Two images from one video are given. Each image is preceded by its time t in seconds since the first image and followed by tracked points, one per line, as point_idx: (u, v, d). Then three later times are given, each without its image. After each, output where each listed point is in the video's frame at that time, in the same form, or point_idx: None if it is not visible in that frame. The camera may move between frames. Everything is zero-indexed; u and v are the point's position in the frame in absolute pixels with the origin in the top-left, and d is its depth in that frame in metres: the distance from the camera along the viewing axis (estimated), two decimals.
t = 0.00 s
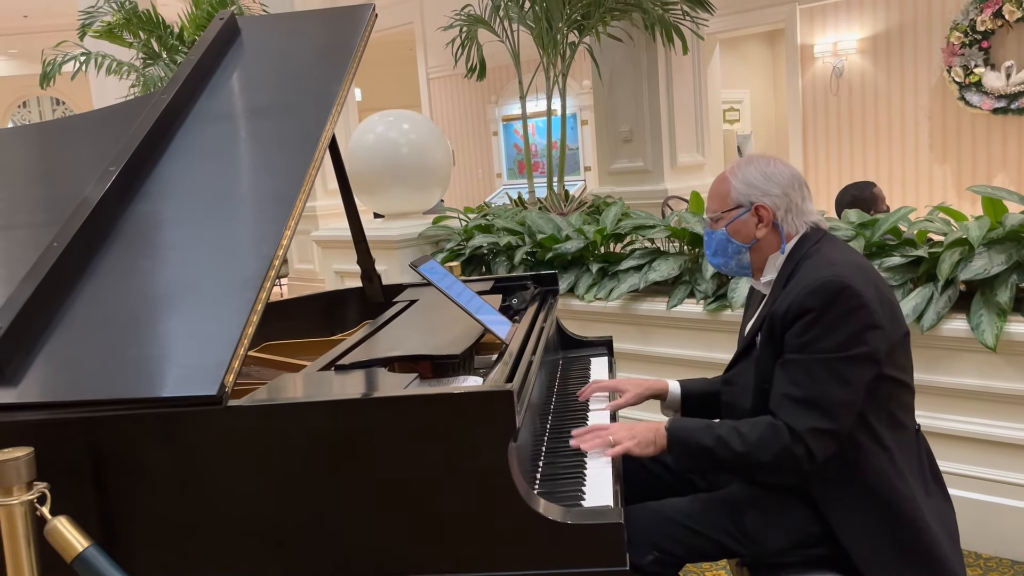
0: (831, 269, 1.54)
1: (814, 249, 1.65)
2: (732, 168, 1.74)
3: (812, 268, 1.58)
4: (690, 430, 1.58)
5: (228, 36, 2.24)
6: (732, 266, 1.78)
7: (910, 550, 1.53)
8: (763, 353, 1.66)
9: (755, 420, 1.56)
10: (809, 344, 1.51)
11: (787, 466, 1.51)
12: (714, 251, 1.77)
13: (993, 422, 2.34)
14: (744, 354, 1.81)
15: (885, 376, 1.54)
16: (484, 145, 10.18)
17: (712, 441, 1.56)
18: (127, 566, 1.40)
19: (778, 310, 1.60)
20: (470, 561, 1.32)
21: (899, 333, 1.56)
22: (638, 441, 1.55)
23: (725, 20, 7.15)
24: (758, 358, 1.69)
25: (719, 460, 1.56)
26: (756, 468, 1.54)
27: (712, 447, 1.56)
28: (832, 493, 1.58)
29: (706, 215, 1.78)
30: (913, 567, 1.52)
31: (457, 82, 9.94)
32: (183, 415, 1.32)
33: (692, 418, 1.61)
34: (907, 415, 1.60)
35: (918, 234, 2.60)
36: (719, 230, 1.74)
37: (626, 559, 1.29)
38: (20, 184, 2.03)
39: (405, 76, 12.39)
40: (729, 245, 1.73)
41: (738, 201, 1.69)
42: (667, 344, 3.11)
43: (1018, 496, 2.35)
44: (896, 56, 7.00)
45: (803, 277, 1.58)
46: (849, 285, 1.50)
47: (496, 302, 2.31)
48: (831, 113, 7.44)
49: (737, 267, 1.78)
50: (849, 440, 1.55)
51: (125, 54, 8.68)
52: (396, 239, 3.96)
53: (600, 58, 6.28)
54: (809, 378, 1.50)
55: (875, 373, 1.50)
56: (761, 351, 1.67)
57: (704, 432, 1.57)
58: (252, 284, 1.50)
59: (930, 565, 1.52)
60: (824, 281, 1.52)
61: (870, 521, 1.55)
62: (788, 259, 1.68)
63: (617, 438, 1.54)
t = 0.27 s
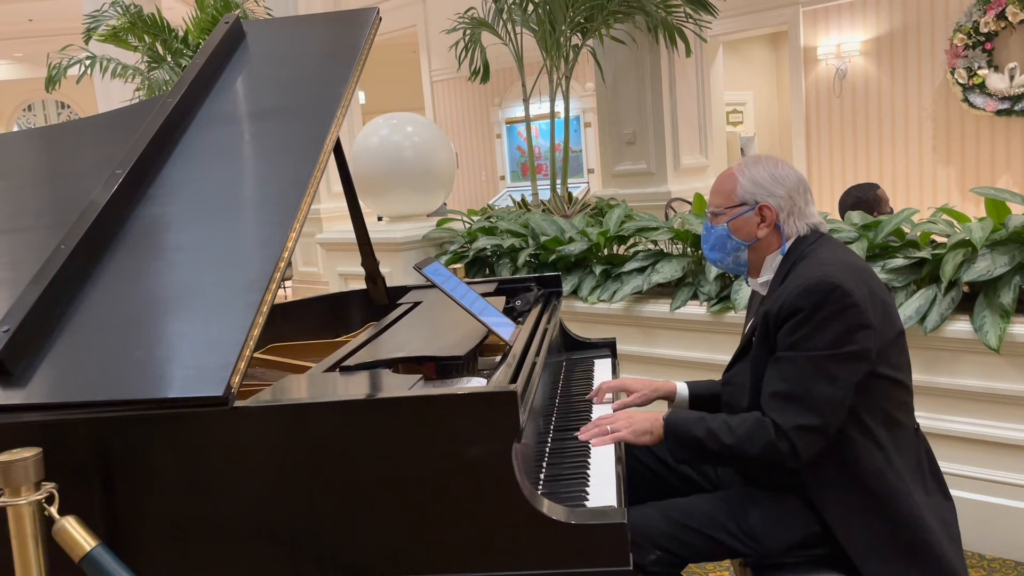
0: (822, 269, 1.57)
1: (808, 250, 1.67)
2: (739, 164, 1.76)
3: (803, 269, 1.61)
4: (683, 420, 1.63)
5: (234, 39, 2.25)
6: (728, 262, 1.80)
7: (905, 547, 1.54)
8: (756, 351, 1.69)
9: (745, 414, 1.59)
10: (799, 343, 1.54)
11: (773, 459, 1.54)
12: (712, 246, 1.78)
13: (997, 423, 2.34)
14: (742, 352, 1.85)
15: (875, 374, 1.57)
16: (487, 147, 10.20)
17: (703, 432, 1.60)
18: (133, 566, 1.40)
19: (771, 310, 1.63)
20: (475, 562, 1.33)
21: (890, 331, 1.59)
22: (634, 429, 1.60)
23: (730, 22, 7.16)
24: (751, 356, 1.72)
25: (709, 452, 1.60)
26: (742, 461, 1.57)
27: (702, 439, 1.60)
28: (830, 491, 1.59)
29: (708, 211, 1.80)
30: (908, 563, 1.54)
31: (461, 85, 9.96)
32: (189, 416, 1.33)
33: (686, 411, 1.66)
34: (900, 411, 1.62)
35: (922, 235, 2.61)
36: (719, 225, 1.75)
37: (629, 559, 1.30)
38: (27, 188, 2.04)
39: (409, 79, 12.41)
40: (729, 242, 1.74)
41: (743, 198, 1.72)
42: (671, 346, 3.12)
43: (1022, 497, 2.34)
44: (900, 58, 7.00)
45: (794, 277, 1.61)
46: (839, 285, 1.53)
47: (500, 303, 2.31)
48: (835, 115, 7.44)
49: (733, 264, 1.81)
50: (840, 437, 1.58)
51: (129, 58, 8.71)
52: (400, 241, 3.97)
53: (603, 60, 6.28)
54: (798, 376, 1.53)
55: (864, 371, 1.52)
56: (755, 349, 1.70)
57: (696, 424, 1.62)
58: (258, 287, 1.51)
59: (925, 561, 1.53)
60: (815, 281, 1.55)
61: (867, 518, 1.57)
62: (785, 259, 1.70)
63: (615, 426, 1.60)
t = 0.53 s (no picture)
0: (815, 267, 1.58)
1: (803, 249, 1.68)
2: (738, 164, 1.77)
3: (797, 267, 1.62)
4: (683, 413, 1.66)
5: (236, 41, 2.26)
6: (724, 261, 1.81)
7: (902, 544, 1.55)
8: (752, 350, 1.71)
9: (742, 409, 1.61)
10: (792, 341, 1.56)
11: (767, 455, 1.56)
12: (708, 243, 1.79)
13: (998, 424, 2.34)
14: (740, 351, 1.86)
15: (869, 370, 1.58)
16: (489, 149, 10.21)
17: (701, 425, 1.63)
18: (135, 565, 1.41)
19: (765, 308, 1.65)
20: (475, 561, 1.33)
21: (883, 328, 1.60)
22: (636, 419, 1.63)
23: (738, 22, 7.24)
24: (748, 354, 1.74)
25: (707, 444, 1.63)
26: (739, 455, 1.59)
27: (701, 431, 1.63)
28: (827, 489, 1.60)
29: (705, 209, 1.81)
30: (905, 561, 1.54)
31: (463, 86, 9.97)
32: (191, 416, 1.34)
33: (687, 403, 1.69)
34: (897, 409, 1.63)
35: (923, 237, 2.61)
36: (716, 224, 1.76)
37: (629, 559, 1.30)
38: (30, 189, 2.05)
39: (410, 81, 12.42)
40: (726, 241, 1.75)
41: (741, 198, 1.72)
42: (672, 347, 3.12)
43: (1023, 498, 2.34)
44: (902, 59, 7.00)
45: (788, 276, 1.63)
46: (831, 283, 1.54)
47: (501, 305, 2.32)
48: (836, 117, 7.44)
49: (728, 263, 1.81)
50: (835, 433, 1.59)
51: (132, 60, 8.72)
52: (401, 243, 3.98)
53: (605, 62, 6.29)
54: (791, 373, 1.54)
55: (857, 368, 1.53)
56: (751, 348, 1.72)
57: (694, 415, 1.65)
58: (259, 287, 1.51)
59: (922, 558, 1.54)
60: (807, 279, 1.56)
61: (864, 516, 1.57)
62: (780, 258, 1.71)
63: (616, 417, 1.62)
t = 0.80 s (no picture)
0: (813, 266, 1.58)
1: (801, 248, 1.68)
2: (738, 164, 1.77)
3: (795, 267, 1.63)
4: (679, 416, 1.64)
5: (238, 41, 2.26)
6: (723, 261, 1.81)
7: (900, 543, 1.55)
8: (750, 349, 1.72)
9: (737, 409, 1.61)
10: (789, 339, 1.56)
11: (764, 454, 1.56)
12: (707, 243, 1.79)
13: (999, 425, 2.34)
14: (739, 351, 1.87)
15: (866, 369, 1.58)
16: (490, 150, 10.22)
17: (696, 427, 1.62)
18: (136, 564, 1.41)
19: (763, 307, 1.65)
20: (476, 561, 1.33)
21: (881, 327, 1.60)
22: (633, 423, 1.63)
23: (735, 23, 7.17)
24: (746, 353, 1.74)
25: (703, 446, 1.62)
26: (734, 455, 1.60)
27: (696, 433, 1.62)
28: (825, 488, 1.60)
29: (705, 208, 1.81)
30: (904, 559, 1.54)
31: (465, 87, 9.98)
32: (191, 415, 1.34)
33: (681, 406, 1.67)
34: (895, 408, 1.63)
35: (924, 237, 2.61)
36: (716, 223, 1.76)
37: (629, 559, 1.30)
38: (33, 190, 2.05)
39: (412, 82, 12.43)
40: (725, 240, 1.75)
41: (741, 198, 1.72)
42: (673, 348, 3.12)
43: None
44: (903, 60, 6.99)
45: (786, 275, 1.63)
46: (829, 282, 1.54)
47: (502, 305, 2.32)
48: (838, 118, 7.45)
49: (727, 263, 1.81)
50: (832, 431, 1.59)
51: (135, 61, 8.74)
52: (403, 243, 3.98)
53: (606, 63, 6.29)
54: (788, 371, 1.55)
55: (854, 367, 1.53)
56: (749, 347, 1.72)
57: (689, 418, 1.63)
58: (260, 288, 1.52)
59: (920, 557, 1.54)
60: (804, 278, 1.56)
61: (863, 515, 1.57)
62: (779, 258, 1.72)
63: (614, 421, 1.63)
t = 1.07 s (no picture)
0: (813, 266, 1.58)
1: (802, 249, 1.68)
2: (740, 163, 1.77)
3: (795, 267, 1.63)
4: (677, 419, 1.64)
5: (238, 42, 2.26)
6: (724, 260, 1.81)
7: (900, 542, 1.55)
8: (749, 349, 1.72)
9: (735, 409, 1.61)
10: (789, 339, 1.56)
11: (762, 454, 1.56)
12: (708, 242, 1.79)
13: (998, 425, 2.34)
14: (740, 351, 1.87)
15: (866, 369, 1.58)
16: (491, 150, 10.22)
17: (695, 428, 1.63)
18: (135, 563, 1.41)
19: (763, 307, 1.65)
20: (475, 561, 1.33)
21: (881, 327, 1.60)
22: (631, 426, 1.63)
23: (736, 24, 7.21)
24: (746, 352, 1.74)
25: (701, 448, 1.62)
26: (733, 456, 1.60)
27: (694, 435, 1.62)
28: (824, 488, 1.61)
29: (706, 206, 1.80)
30: (904, 558, 1.54)
31: (465, 87, 9.98)
32: (191, 415, 1.34)
33: (679, 408, 1.67)
34: (895, 407, 1.63)
35: (924, 238, 2.61)
36: (717, 222, 1.76)
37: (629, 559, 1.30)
38: (33, 190, 2.05)
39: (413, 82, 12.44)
40: (726, 239, 1.75)
41: (742, 197, 1.72)
42: (673, 348, 3.12)
43: None
44: (904, 60, 6.99)
45: (786, 275, 1.63)
46: (829, 282, 1.54)
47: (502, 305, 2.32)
48: (838, 118, 7.45)
49: (728, 263, 1.82)
50: (831, 431, 1.59)
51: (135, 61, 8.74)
52: (403, 243, 3.98)
53: (607, 63, 6.29)
54: (788, 371, 1.55)
55: (854, 366, 1.53)
56: (749, 347, 1.72)
57: (688, 420, 1.63)
58: (260, 288, 1.52)
59: (920, 556, 1.53)
60: (805, 278, 1.56)
61: (863, 515, 1.57)
62: (780, 258, 1.72)
63: (612, 422, 1.63)
